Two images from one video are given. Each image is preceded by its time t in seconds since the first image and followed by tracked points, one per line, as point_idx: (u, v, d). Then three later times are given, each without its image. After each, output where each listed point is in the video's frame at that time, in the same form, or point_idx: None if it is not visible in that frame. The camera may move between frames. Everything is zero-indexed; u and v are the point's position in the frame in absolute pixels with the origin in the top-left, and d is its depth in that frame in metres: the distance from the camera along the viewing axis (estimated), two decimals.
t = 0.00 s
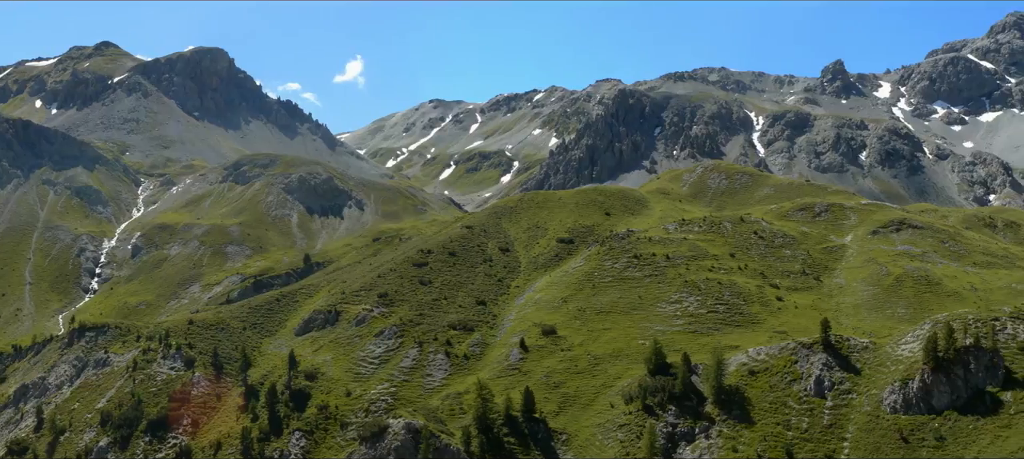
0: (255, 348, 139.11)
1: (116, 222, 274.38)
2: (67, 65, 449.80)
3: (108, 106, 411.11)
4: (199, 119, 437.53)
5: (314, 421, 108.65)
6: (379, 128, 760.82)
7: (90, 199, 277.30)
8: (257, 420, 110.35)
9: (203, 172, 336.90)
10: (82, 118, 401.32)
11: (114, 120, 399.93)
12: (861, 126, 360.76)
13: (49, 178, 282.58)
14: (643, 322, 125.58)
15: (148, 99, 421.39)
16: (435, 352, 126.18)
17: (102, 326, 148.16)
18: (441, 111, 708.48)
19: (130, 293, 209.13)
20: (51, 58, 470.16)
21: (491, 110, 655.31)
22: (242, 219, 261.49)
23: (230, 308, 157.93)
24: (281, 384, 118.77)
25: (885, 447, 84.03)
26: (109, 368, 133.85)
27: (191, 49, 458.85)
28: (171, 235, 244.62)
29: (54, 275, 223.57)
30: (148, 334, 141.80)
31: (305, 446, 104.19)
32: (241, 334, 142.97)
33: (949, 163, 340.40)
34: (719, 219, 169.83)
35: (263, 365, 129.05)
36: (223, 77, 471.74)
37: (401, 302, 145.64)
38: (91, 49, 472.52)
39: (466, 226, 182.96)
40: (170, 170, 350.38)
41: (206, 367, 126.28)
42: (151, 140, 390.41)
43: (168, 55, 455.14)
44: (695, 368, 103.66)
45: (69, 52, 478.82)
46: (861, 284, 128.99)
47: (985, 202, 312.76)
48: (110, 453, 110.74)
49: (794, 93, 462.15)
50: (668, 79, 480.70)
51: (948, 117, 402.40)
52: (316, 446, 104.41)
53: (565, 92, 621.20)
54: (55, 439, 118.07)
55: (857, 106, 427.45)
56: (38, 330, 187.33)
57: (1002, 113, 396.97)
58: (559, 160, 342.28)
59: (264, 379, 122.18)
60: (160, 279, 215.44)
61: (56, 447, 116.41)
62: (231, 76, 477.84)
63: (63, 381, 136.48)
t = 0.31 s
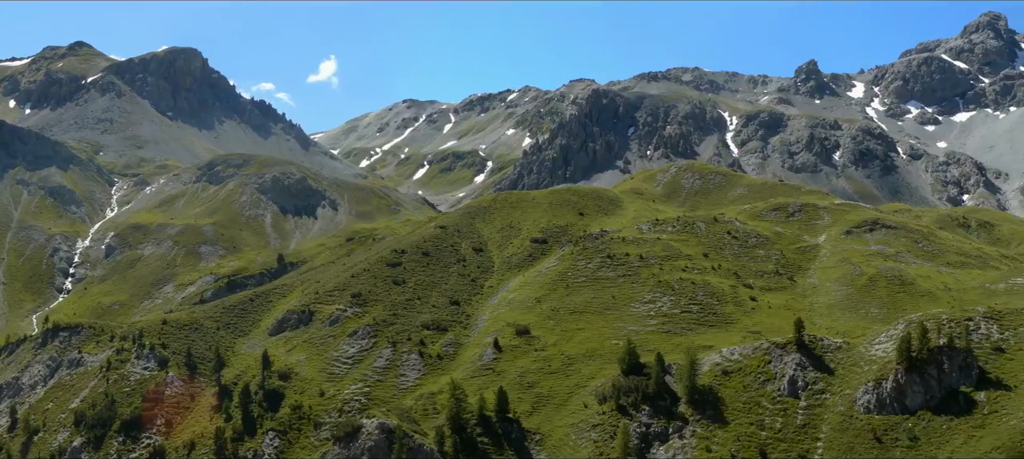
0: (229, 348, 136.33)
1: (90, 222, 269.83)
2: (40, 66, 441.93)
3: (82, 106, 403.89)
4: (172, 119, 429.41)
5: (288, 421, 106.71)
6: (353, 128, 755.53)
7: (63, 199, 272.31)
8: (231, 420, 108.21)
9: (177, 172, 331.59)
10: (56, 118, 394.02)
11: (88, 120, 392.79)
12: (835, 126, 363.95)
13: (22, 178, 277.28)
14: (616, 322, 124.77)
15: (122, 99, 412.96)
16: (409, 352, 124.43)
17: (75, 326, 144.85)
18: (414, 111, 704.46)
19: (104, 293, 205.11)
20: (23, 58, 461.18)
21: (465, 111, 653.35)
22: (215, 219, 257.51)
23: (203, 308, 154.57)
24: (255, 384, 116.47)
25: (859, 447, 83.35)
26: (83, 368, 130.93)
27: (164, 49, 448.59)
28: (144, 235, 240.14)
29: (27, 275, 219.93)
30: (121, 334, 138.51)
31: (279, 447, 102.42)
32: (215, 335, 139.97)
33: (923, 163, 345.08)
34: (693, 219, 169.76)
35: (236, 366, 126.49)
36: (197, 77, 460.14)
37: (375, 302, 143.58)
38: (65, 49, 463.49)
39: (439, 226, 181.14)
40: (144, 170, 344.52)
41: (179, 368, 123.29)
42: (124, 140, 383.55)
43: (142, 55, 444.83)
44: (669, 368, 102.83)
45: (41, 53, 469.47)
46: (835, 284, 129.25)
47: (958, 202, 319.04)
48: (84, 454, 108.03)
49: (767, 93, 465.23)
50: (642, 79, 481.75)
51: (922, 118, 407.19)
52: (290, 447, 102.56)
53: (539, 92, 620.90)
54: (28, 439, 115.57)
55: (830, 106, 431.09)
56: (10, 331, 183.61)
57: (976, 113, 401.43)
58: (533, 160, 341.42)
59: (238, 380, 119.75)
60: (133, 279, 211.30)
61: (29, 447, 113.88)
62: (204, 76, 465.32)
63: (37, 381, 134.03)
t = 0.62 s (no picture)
0: (199, 348, 133.28)
1: (61, 222, 264.04)
2: (9, 66, 432.80)
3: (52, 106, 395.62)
4: (143, 120, 420.51)
5: (259, 421, 104.70)
6: (323, 128, 748.67)
7: (33, 198, 265.84)
8: (202, 420, 106.03)
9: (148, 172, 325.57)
10: (26, 118, 385.12)
11: (59, 120, 384.49)
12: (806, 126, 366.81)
13: None
14: (587, 322, 123.82)
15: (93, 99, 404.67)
16: (380, 352, 122.42)
17: (46, 326, 141.64)
18: (385, 111, 699.35)
19: (75, 293, 200.20)
20: None
21: (435, 111, 650.41)
22: (186, 219, 252.95)
23: (172, 308, 150.94)
24: (226, 384, 113.96)
25: (830, 448, 82.85)
26: (54, 368, 128.21)
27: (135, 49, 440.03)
28: (116, 235, 235.41)
29: None
30: (93, 334, 135.08)
31: (250, 447, 100.58)
32: (186, 334, 136.82)
33: (894, 163, 349.58)
34: (664, 219, 169.51)
35: (207, 365, 123.58)
36: (167, 77, 450.98)
37: (346, 302, 141.19)
38: (35, 49, 453.37)
39: (410, 226, 178.95)
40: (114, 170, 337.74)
41: (151, 367, 120.07)
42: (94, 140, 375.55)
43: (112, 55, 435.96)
44: (639, 367, 101.97)
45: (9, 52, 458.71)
46: (805, 284, 129.45)
47: (929, 202, 325.10)
48: (55, 454, 106.29)
49: (739, 93, 468.09)
50: (613, 79, 482.34)
51: (893, 117, 412.06)
52: (260, 447, 100.81)
53: (510, 92, 619.78)
54: None
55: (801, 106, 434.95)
56: None
57: (947, 113, 407.02)
58: (504, 160, 340.05)
59: (209, 379, 117.04)
60: (103, 279, 206.63)
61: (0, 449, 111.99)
62: (175, 76, 456.80)
63: (7, 382, 131.64)
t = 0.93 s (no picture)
0: (173, 348, 130.66)
1: (33, 222, 258.51)
2: None
3: (24, 106, 387.52)
4: (117, 119, 412.83)
5: (232, 420, 102.88)
6: (296, 128, 741.98)
7: (5, 198, 260.14)
8: (175, 420, 103.90)
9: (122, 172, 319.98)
10: None
11: (31, 120, 376.79)
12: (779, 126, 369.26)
13: None
14: (560, 322, 122.90)
15: (66, 99, 397.59)
16: (353, 352, 120.63)
17: (18, 326, 138.39)
18: (358, 111, 694.21)
19: (46, 293, 195.67)
20: None
21: (409, 111, 647.44)
22: (160, 219, 248.86)
23: (145, 308, 147.74)
24: (200, 384, 111.85)
25: (803, 448, 82.36)
26: (27, 369, 124.94)
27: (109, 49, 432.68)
28: (89, 235, 230.84)
29: None
30: (66, 334, 132.19)
31: (223, 446, 98.81)
32: (159, 335, 134.10)
33: (867, 163, 353.30)
34: (637, 219, 169.22)
35: (181, 365, 121.10)
36: (141, 77, 443.16)
37: (319, 302, 139.08)
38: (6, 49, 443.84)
39: (383, 226, 176.97)
40: (88, 170, 331.53)
41: (124, 367, 117.54)
42: (67, 140, 368.63)
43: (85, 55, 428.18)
44: (613, 367, 101.20)
45: None
46: (779, 284, 129.59)
47: (903, 202, 328.03)
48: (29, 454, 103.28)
49: (712, 93, 470.45)
50: (587, 79, 482.76)
51: (867, 117, 416.19)
52: (234, 446, 99.02)
53: (483, 92, 618.39)
54: None
55: (774, 106, 437.99)
56: None
57: (920, 113, 410.80)
58: (477, 160, 338.74)
59: (182, 379, 114.76)
60: (75, 280, 202.36)
61: None
62: (149, 75, 449.78)
63: None
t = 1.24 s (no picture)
0: (147, 348, 127.99)
1: (6, 222, 252.89)
2: None
3: None
4: (91, 120, 405.23)
5: (206, 421, 100.85)
6: (270, 128, 734.32)
7: None
8: (149, 420, 101.57)
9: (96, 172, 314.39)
10: None
11: (3, 120, 368.71)
12: (753, 126, 371.74)
13: None
14: (534, 322, 122.00)
15: (39, 99, 389.81)
16: (327, 352, 118.81)
17: None
18: (332, 111, 688.50)
19: (17, 294, 191.10)
20: None
21: (383, 111, 643.38)
22: (133, 219, 244.68)
23: (118, 309, 144.64)
24: (173, 384, 109.57)
25: (777, 448, 82.02)
26: None
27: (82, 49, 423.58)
28: (62, 235, 226.12)
29: None
30: (38, 335, 129.01)
31: (197, 446, 96.75)
32: (133, 335, 131.35)
33: (841, 163, 356.92)
34: (611, 219, 168.75)
35: (154, 365, 118.70)
36: (115, 77, 434.92)
37: (293, 302, 136.93)
38: None
39: (357, 226, 174.90)
40: (61, 170, 325.34)
41: (98, 367, 114.67)
42: (40, 140, 361.42)
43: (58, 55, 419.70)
44: (587, 367, 100.46)
45: None
46: (752, 284, 129.76)
47: (877, 202, 331.69)
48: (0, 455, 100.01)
49: (686, 93, 472.51)
50: (560, 79, 482.64)
51: (840, 117, 420.29)
52: (208, 446, 97.01)
53: (456, 92, 616.43)
54: None
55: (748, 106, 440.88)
56: None
57: (894, 113, 415.69)
58: (451, 160, 337.26)
59: (156, 380, 112.34)
60: (48, 280, 198.02)
61: None
62: (124, 76, 441.74)
63: None
